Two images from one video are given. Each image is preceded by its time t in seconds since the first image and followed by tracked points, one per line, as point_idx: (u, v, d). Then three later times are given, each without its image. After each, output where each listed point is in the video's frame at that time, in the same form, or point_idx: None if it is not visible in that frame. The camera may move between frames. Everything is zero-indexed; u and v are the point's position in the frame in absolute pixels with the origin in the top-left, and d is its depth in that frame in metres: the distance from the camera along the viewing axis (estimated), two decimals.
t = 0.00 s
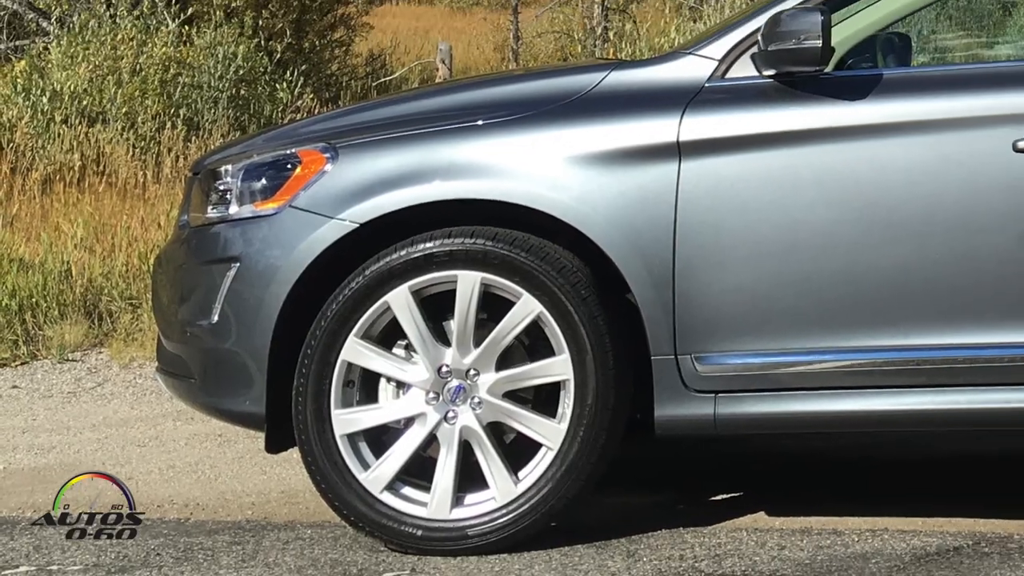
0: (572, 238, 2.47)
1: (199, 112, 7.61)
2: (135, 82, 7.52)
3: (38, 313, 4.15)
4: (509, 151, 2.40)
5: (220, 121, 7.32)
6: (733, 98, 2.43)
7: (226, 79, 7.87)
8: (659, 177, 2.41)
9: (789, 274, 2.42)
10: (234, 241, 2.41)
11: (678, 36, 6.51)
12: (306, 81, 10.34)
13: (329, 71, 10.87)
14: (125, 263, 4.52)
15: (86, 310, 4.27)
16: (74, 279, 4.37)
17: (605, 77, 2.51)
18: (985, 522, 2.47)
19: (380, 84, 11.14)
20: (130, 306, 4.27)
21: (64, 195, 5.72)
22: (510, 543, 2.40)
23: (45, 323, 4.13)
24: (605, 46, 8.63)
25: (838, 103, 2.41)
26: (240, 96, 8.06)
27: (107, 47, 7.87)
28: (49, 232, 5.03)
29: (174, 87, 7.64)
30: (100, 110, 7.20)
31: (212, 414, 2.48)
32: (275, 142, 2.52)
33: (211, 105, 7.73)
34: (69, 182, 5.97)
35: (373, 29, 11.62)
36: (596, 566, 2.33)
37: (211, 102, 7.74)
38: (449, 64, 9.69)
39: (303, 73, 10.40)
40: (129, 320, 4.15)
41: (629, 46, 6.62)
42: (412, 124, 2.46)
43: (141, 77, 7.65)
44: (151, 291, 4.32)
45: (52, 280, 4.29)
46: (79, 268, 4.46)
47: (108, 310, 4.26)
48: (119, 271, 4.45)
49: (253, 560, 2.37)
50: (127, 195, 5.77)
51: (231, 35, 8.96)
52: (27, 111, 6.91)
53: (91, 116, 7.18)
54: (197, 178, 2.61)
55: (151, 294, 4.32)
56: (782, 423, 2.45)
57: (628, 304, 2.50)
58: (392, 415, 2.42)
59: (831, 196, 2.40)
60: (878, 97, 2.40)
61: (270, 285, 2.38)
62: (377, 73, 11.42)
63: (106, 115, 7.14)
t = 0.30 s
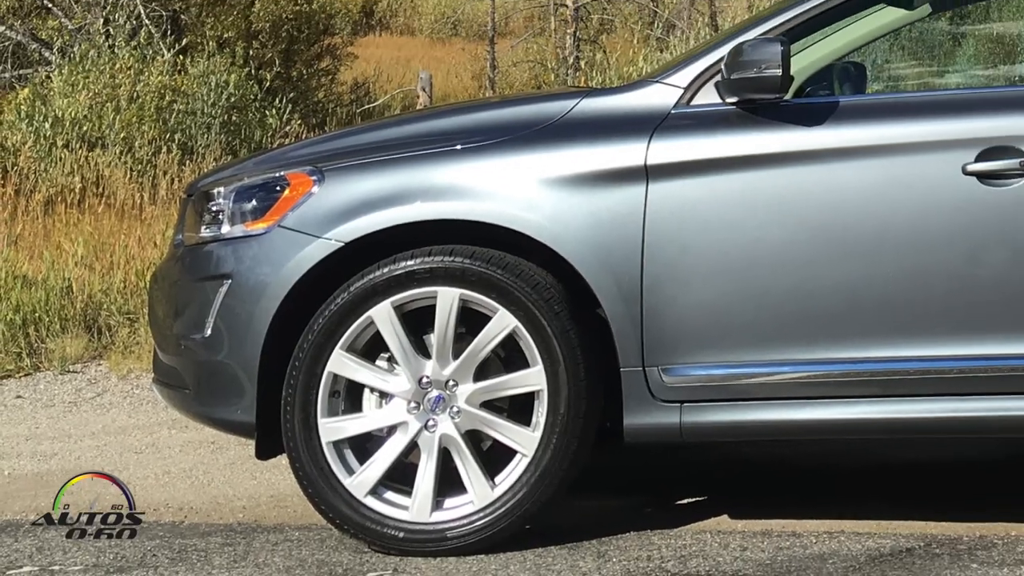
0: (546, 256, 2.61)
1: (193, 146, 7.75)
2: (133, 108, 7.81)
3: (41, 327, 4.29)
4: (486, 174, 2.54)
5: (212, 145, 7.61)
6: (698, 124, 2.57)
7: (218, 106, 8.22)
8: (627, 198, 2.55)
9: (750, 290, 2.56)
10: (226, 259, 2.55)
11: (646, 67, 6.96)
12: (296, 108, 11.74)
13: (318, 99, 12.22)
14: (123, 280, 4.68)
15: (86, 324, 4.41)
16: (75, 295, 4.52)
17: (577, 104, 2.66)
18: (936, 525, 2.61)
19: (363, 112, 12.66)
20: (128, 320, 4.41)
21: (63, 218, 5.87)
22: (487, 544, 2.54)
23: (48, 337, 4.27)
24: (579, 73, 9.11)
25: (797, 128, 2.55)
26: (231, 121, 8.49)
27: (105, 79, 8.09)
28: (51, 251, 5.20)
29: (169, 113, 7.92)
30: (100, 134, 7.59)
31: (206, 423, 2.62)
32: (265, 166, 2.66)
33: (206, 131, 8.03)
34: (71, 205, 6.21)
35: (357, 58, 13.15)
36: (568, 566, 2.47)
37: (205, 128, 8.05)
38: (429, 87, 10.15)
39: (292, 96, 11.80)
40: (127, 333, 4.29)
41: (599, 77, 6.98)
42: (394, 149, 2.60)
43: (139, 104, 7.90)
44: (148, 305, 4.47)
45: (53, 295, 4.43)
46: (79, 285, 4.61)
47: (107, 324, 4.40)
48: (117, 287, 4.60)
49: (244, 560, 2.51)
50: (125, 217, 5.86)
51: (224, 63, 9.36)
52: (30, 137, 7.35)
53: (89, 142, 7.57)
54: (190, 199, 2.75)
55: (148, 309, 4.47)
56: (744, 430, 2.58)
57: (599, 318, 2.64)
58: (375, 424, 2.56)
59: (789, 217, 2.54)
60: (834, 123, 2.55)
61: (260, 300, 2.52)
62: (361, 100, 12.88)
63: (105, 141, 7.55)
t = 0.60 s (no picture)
0: (518, 275, 2.78)
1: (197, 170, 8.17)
2: (129, 136, 8.04)
3: (43, 341, 4.45)
4: (461, 199, 2.70)
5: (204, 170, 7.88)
6: (661, 151, 2.74)
7: (210, 134, 8.56)
8: (594, 221, 2.71)
9: (710, 307, 2.72)
10: (217, 278, 2.72)
11: (612, 98, 7.35)
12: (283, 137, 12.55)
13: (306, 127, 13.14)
14: (121, 298, 4.84)
15: (86, 339, 4.57)
16: (75, 311, 4.68)
17: (547, 133, 2.83)
18: (884, 527, 2.78)
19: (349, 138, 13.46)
20: (126, 335, 4.58)
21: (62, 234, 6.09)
22: (463, 545, 2.70)
23: (50, 351, 4.43)
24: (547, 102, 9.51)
25: (754, 155, 2.71)
26: (223, 148, 8.83)
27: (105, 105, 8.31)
28: (53, 270, 5.37)
29: (164, 141, 8.21)
30: (99, 160, 7.86)
31: (199, 432, 2.79)
32: (254, 190, 2.83)
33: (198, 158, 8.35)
34: (71, 228, 6.37)
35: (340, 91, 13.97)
36: (539, 567, 2.63)
37: (198, 155, 8.35)
38: (409, 116, 10.45)
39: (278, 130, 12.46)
40: (125, 347, 4.45)
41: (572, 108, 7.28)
42: (375, 174, 2.77)
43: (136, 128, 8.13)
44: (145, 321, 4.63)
45: (56, 311, 4.58)
46: (81, 302, 4.76)
47: (106, 339, 4.56)
48: (115, 304, 4.77)
49: (235, 561, 2.68)
50: (123, 236, 6.15)
51: (214, 95, 9.75)
52: (33, 163, 7.62)
53: (89, 168, 7.84)
54: (184, 222, 2.92)
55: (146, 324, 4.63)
56: (704, 439, 2.75)
57: (569, 333, 2.80)
58: (357, 433, 2.73)
59: (747, 238, 2.70)
60: (789, 150, 2.71)
61: (249, 316, 2.68)
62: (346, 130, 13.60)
63: (104, 167, 7.80)
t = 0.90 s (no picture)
0: (492, 293, 2.96)
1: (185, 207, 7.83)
2: (127, 162, 8.09)
3: (46, 356, 4.62)
4: (438, 222, 2.89)
5: (197, 193, 8.16)
6: (625, 177, 2.93)
7: (203, 162, 8.53)
8: (562, 243, 2.89)
9: (671, 323, 2.90)
10: (209, 296, 2.90)
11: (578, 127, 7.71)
12: (271, 165, 12.25)
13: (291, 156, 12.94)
14: (119, 315, 5.03)
15: (86, 353, 4.75)
16: (76, 327, 4.86)
17: (518, 160, 3.01)
18: (835, 529, 2.96)
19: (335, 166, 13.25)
20: (124, 350, 4.76)
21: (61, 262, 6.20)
22: (440, 547, 2.88)
23: (52, 364, 4.60)
24: (519, 132, 9.80)
25: (712, 181, 2.90)
26: (216, 174, 8.82)
27: (106, 135, 8.34)
28: (55, 288, 5.55)
29: (159, 168, 8.27)
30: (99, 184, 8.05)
31: (191, 440, 2.97)
32: (244, 214, 3.02)
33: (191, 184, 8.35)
34: (72, 248, 6.79)
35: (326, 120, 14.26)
36: (511, 567, 2.81)
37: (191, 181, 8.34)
38: (388, 147, 10.70)
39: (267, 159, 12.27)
40: (123, 360, 4.63)
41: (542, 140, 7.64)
42: (358, 199, 2.96)
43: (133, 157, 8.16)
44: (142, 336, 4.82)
45: (58, 328, 4.77)
46: (81, 320, 4.94)
47: (104, 353, 4.75)
48: (113, 321, 4.96)
49: (226, 561, 2.86)
50: (121, 258, 6.41)
51: (207, 125, 9.85)
52: (36, 189, 7.60)
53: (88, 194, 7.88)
54: (178, 244, 3.11)
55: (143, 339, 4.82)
56: (666, 447, 2.93)
57: (539, 348, 2.98)
58: (340, 441, 2.91)
59: (706, 260, 2.89)
60: (745, 176, 2.90)
61: (239, 332, 2.87)
62: (330, 156, 13.38)
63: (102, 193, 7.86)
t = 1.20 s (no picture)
0: (468, 310, 3.13)
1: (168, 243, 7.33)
2: (125, 186, 8.29)
3: (48, 368, 4.81)
4: (417, 242, 3.07)
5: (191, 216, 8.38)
6: (593, 200, 3.11)
7: (197, 185, 8.79)
8: (534, 262, 3.07)
9: (637, 338, 3.09)
10: (202, 312, 3.08)
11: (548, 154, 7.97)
12: (259, 188, 11.78)
13: (277, 181, 12.58)
14: (117, 330, 5.22)
15: (86, 366, 4.93)
16: (76, 341, 5.05)
17: (492, 185, 3.20)
18: (792, 532, 3.14)
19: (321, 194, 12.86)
20: (122, 363, 4.94)
21: (59, 285, 6.29)
22: (419, 548, 3.06)
23: (54, 376, 4.78)
24: (494, 157, 10.04)
25: (675, 204, 3.08)
26: (207, 199, 8.99)
27: (105, 159, 8.49)
28: (57, 305, 5.73)
29: (154, 192, 8.57)
30: (98, 207, 8.20)
31: (185, 448, 3.15)
32: (234, 236, 3.20)
33: (185, 207, 8.64)
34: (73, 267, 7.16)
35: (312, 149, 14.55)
36: (486, 567, 2.99)
37: (185, 204, 8.65)
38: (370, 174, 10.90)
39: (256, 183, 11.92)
40: (121, 373, 4.82)
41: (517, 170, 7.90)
42: (341, 221, 3.14)
43: (131, 181, 8.35)
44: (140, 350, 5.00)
45: (60, 342, 4.95)
46: (81, 334, 5.13)
47: (103, 366, 4.92)
48: (112, 335, 5.14)
49: (218, 561, 3.04)
50: (120, 277, 6.64)
51: (199, 150, 9.74)
52: (39, 212, 8.05)
53: (88, 216, 8.16)
54: (173, 263, 3.29)
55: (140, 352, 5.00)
56: (633, 453, 3.11)
57: (513, 360, 3.16)
58: (325, 449, 3.08)
59: (670, 278, 3.07)
60: (706, 199, 3.08)
61: (230, 346, 3.05)
62: (316, 182, 13.09)
63: (101, 215, 8.14)
